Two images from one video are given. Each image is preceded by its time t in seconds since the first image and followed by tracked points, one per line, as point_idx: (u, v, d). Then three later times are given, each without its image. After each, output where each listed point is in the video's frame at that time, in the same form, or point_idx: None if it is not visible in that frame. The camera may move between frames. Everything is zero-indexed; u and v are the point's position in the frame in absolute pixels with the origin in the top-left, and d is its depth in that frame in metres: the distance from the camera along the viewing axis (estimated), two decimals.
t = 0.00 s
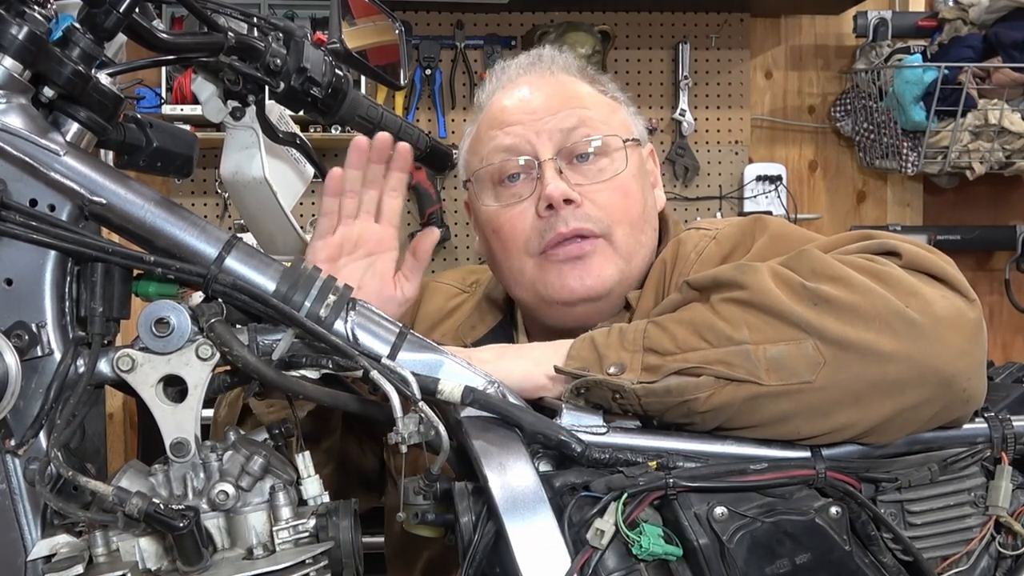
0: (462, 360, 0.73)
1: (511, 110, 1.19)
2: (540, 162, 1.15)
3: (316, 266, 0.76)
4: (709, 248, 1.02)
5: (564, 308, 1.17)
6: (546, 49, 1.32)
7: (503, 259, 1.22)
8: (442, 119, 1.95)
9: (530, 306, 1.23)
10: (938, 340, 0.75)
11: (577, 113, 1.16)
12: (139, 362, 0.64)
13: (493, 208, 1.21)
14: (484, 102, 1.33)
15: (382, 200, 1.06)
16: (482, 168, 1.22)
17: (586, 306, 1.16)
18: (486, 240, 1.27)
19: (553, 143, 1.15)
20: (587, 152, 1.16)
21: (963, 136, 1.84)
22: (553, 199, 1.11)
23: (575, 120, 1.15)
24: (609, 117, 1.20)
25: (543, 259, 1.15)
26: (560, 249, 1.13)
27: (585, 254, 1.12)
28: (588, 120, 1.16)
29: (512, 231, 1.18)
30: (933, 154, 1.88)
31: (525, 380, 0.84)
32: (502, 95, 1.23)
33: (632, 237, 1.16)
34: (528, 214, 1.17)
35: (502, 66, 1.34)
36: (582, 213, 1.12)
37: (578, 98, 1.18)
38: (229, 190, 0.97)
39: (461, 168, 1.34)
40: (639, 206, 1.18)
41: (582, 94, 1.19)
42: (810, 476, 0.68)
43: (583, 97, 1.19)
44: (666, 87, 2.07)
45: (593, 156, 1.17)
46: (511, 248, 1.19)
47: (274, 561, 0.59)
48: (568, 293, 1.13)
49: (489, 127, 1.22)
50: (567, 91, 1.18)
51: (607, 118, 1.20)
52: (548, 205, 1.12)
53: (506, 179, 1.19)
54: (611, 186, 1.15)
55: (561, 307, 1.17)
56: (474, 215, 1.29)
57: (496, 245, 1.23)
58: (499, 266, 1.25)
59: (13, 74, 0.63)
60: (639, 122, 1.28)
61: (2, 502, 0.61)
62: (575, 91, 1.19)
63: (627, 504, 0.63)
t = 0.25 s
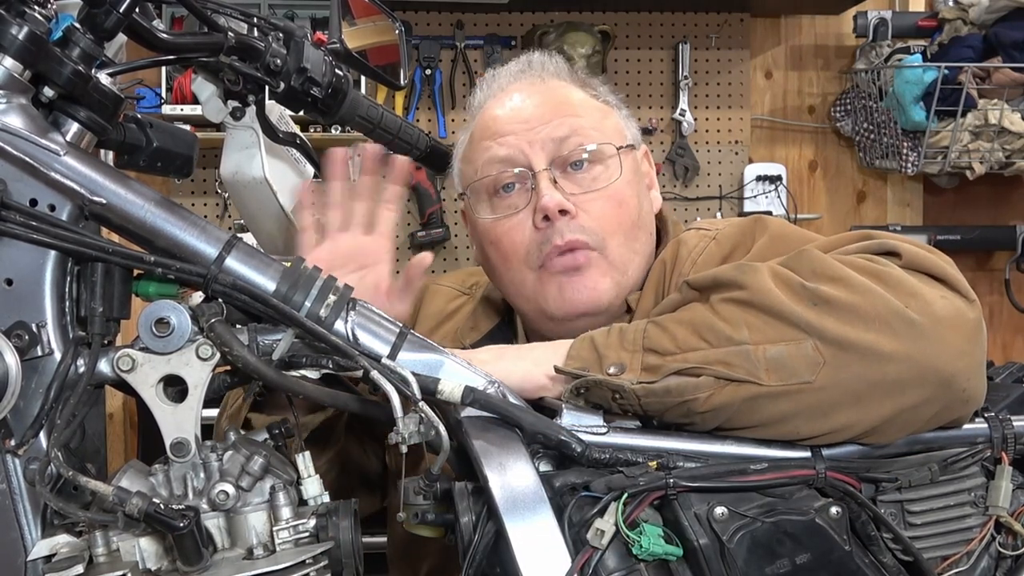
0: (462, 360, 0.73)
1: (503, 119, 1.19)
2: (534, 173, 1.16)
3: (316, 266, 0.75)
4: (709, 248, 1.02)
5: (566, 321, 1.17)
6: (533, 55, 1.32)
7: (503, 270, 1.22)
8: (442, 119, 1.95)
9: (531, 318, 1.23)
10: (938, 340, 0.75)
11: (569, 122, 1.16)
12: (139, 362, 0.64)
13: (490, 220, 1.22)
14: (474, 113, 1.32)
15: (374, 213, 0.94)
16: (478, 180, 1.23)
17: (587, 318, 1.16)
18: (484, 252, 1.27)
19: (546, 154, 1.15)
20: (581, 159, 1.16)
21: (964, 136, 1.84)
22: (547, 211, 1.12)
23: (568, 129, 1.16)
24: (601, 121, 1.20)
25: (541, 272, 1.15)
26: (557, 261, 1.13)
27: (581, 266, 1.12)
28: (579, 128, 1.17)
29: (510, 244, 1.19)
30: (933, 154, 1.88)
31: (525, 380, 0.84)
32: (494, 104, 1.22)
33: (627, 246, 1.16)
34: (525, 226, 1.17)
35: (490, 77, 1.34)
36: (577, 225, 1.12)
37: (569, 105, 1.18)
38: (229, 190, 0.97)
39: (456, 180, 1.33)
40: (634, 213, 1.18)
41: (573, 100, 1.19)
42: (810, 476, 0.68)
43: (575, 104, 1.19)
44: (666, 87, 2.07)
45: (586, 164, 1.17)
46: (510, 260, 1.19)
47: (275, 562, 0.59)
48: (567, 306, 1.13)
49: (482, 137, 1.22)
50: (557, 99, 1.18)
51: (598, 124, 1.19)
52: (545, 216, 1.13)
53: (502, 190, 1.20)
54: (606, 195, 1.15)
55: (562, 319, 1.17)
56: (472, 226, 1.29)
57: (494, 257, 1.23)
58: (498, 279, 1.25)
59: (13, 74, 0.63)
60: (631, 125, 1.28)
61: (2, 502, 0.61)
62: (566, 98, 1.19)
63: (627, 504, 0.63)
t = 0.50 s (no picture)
0: (462, 360, 0.73)
1: (501, 117, 1.19)
2: (531, 169, 1.16)
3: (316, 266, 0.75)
4: (709, 248, 1.02)
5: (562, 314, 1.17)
6: (531, 53, 1.31)
7: (500, 266, 1.22)
8: (442, 119, 1.95)
9: (529, 312, 1.23)
10: (939, 340, 0.75)
11: (566, 119, 1.16)
12: (139, 362, 0.64)
13: (488, 217, 1.22)
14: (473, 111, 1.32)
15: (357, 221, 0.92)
16: (475, 176, 1.23)
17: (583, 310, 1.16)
18: (483, 246, 1.27)
19: (542, 151, 1.15)
20: (578, 155, 1.16)
21: (964, 136, 1.84)
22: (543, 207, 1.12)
23: (565, 127, 1.16)
24: (597, 119, 1.20)
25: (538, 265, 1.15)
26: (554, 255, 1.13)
27: (576, 259, 1.12)
28: (576, 127, 1.16)
29: (506, 238, 1.19)
30: (933, 154, 1.88)
31: (525, 380, 0.84)
32: (492, 102, 1.23)
33: (624, 240, 1.16)
34: (521, 222, 1.17)
35: (489, 75, 1.34)
36: (573, 219, 1.12)
37: (566, 103, 1.18)
38: (228, 190, 0.97)
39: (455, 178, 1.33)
40: (631, 208, 1.18)
41: (571, 98, 1.19)
42: (810, 476, 0.68)
43: (572, 101, 1.19)
44: (666, 87, 2.07)
45: (583, 160, 1.17)
46: (507, 255, 1.19)
47: (275, 562, 0.59)
48: (564, 300, 1.13)
49: (481, 135, 1.22)
50: (555, 97, 1.18)
51: (595, 121, 1.19)
52: (541, 212, 1.13)
53: (499, 187, 1.20)
54: (603, 191, 1.15)
55: (559, 313, 1.18)
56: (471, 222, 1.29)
57: (492, 252, 1.23)
58: (496, 273, 1.26)
59: (13, 74, 0.63)
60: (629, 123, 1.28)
61: (2, 502, 0.61)
62: (563, 96, 1.19)
63: (628, 504, 0.63)
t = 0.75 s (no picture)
0: (462, 360, 0.73)
1: (502, 118, 1.18)
2: (532, 172, 1.16)
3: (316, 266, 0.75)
4: (709, 248, 1.02)
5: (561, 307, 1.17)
6: (532, 52, 1.31)
7: (500, 265, 1.23)
8: (442, 119, 1.95)
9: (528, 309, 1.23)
10: (938, 341, 0.75)
11: (568, 120, 1.16)
12: (139, 362, 0.64)
13: (487, 219, 1.22)
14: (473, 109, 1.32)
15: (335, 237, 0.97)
16: (477, 179, 1.23)
17: (582, 304, 1.16)
18: (483, 246, 1.27)
19: (542, 153, 1.15)
20: (579, 157, 1.16)
21: (964, 136, 1.84)
22: (544, 208, 1.12)
23: (566, 129, 1.16)
24: (596, 119, 1.19)
25: (538, 263, 1.16)
26: (554, 252, 1.14)
27: (577, 254, 1.12)
28: (578, 128, 1.16)
29: (505, 239, 1.19)
30: (933, 154, 1.88)
31: (525, 381, 0.84)
32: (492, 102, 1.22)
33: (627, 238, 1.16)
34: (520, 222, 1.18)
35: (490, 72, 1.34)
36: (575, 219, 1.12)
37: (568, 104, 1.18)
38: (228, 190, 0.97)
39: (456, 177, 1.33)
40: (632, 207, 1.18)
41: (571, 97, 1.19)
42: (810, 476, 0.68)
43: (573, 101, 1.19)
44: (666, 87, 2.07)
45: (584, 161, 1.17)
46: (507, 254, 1.20)
47: (274, 562, 0.59)
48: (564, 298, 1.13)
49: (481, 136, 1.21)
50: (557, 97, 1.18)
51: (597, 122, 1.19)
52: (541, 213, 1.13)
53: (499, 188, 1.21)
54: (605, 191, 1.15)
55: (559, 308, 1.17)
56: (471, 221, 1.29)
57: (492, 252, 1.24)
58: (495, 271, 1.26)
59: (13, 74, 0.63)
60: (630, 121, 1.28)
61: (2, 502, 0.61)
62: (564, 96, 1.18)
63: (628, 504, 0.63)
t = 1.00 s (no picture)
0: (462, 360, 0.73)
1: (513, 112, 1.18)
2: (542, 167, 1.16)
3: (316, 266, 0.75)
4: (709, 248, 1.02)
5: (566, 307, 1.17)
6: (544, 50, 1.32)
7: (504, 261, 1.22)
8: (442, 119, 1.95)
9: (529, 307, 1.23)
10: (939, 340, 0.75)
11: (579, 118, 1.16)
12: (139, 362, 0.64)
13: (495, 211, 1.22)
14: (480, 102, 1.32)
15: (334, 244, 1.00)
16: (485, 171, 1.22)
17: (585, 305, 1.16)
18: (487, 241, 1.27)
19: (555, 149, 1.15)
20: (588, 155, 1.16)
21: (964, 136, 1.84)
22: (554, 202, 1.12)
23: (577, 126, 1.16)
24: (607, 119, 1.20)
25: (544, 260, 1.15)
26: (562, 249, 1.14)
27: (585, 254, 1.12)
28: (589, 126, 1.16)
29: (512, 233, 1.19)
30: (933, 154, 1.88)
31: (526, 381, 0.84)
32: (501, 96, 1.23)
33: (633, 239, 1.15)
34: (528, 216, 1.17)
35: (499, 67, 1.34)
36: (584, 215, 1.13)
37: (579, 102, 1.18)
38: (229, 190, 0.97)
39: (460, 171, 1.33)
40: (640, 208, 1.18)
41: (581, 95, 1.19)
42: (810, 476, 0.68)
43: (582, 100, 1.19)
44: (666, 86, 2.07)
45: (594, 159, 1.17)
46: (513, 248, 1.19)
47: (275, 562, 0.59)
48: (570, 294, 1.13)
49: (490, 131, 1.21)
50: (567, 94, 1.18)
51: (607, 121, 1.19)
52: (551, 208, 1.13)
53: (507, 181, 1.20)
54: (614, 189, 1.15)
55: (563, 307, 1.17)
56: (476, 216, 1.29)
57: (497, 246, 1.23)
58: (498, 267, 1.25)
59: (13, 74, 0.63)
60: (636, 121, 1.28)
61: (2, 502, 0.61)
62: (574, 94, 1.18)
63: (628, 504, 0.63)
